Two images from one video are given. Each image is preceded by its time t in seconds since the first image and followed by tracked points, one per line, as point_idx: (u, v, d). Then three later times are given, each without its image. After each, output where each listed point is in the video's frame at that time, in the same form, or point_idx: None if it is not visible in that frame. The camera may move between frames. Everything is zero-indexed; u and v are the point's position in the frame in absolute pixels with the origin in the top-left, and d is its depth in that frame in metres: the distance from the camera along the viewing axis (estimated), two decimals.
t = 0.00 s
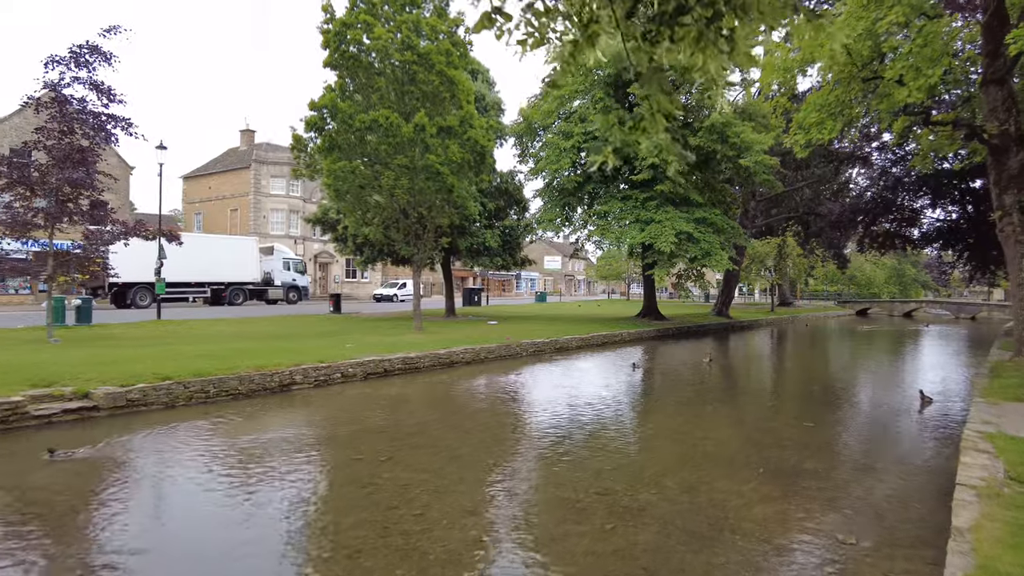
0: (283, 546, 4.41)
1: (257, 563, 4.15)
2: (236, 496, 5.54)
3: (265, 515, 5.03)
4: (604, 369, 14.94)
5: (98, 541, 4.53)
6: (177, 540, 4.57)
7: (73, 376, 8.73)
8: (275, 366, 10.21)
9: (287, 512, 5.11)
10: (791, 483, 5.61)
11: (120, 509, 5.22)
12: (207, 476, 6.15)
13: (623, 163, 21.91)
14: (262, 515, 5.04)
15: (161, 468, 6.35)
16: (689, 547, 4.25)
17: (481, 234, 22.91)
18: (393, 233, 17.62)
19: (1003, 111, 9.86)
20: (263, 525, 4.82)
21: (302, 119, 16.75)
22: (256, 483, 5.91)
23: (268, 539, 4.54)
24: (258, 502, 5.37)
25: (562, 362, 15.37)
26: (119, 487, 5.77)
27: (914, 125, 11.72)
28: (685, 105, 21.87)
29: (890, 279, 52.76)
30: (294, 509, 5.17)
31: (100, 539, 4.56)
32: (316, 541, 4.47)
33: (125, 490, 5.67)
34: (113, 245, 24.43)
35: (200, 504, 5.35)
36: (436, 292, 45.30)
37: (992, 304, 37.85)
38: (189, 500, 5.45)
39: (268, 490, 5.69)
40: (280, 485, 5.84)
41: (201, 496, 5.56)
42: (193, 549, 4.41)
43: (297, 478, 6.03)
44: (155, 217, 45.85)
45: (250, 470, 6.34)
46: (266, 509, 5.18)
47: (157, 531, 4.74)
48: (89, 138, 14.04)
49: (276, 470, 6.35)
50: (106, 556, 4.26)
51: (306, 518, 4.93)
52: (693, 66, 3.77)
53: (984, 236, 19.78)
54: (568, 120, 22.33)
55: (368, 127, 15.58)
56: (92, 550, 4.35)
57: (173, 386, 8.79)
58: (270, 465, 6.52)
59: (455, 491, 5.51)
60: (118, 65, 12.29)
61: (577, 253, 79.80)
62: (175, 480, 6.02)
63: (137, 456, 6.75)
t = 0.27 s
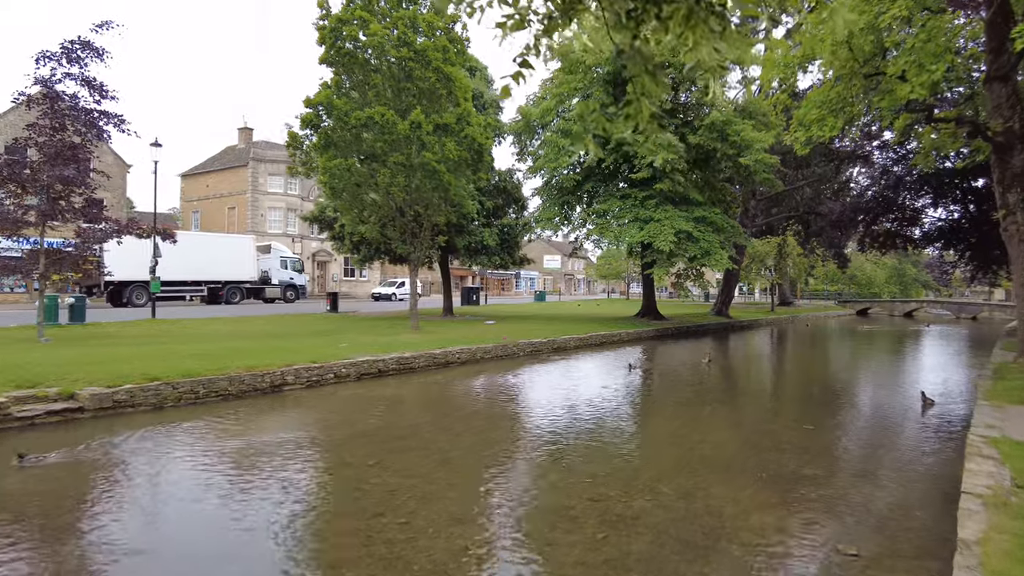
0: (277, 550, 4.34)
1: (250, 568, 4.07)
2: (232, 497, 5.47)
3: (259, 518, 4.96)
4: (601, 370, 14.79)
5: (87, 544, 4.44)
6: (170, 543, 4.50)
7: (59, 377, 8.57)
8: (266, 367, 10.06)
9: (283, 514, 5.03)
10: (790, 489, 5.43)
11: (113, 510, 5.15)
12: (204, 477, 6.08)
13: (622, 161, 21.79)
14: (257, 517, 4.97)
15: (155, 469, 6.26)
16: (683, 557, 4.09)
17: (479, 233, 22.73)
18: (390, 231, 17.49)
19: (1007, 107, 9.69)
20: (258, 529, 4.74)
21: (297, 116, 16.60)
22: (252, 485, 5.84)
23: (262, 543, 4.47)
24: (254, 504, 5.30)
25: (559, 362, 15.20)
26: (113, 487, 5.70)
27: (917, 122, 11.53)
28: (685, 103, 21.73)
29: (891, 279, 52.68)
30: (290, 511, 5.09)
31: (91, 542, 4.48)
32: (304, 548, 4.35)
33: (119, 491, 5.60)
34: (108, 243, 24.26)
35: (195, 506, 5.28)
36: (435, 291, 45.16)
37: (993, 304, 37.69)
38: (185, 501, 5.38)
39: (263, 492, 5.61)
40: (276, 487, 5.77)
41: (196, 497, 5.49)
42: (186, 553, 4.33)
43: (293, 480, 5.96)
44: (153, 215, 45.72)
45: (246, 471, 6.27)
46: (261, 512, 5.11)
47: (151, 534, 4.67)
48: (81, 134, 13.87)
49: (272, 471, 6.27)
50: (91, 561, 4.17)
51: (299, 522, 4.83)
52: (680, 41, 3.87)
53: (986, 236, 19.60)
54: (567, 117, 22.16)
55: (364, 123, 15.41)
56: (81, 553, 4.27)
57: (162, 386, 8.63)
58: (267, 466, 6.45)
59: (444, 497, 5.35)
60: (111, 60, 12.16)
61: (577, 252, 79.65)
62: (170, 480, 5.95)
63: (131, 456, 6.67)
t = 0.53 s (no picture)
0: (273, 550, 4.27)
1: (247, 568, 4.00)
2: (230, 497, 5.41)
3: (255, 518, 4.89)
4: (599, 369, 14.63)
5: (79, 543, 4.37)
6: (166, 543, 4.43)
7: (44, 377, 8.42)
8: (256, 366, 9.91)
9: (280, 514, 4.97)
10: (786, 493, 5.28)
11: (109, 509, 5.08)
12: (201, 476, 6.02)
13: (621, 159, 21.65)
14: (255, 516, 4.90)
15: (149, 469, 6.18)
16: (675, 566, 3.93)
17: (477, 231, 22.57)
18: (386, 230, 17.34)
19: (1010, 104, 9.52)
20: (254, 529, 4.67)
21: (293, 113, 16.45)
22: (250, 484, 5.78)
23: (258, 543, 4.40)
24: (251, 503, 5.23)
25: (556, 361, 15.05)
26: (108, 486, 5.63)
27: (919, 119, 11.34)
28: (684, 101, 21.58)
29: (891, 278, 52.59)
30: (287, 512, 5.03)
31: (85, 540, 4.42)
32: (292, 552, 4.23)
33: (115, 489, 5.54)
34: (103, 241, 24.11)
35: (192, 505, 5.21)
36: (434, 290, 45.03)
37: (994, 304, 37.56)
38: (182, 500, 5.32)
39: (260, 491, 5.55)
40: (274, 487, 5.71)
41: (193, 497, 5.42)
42: (182, 552, 4.27)
43: (291, 480, 5.90)
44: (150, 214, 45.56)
45: (244, 471, 6.21)
46: (259, 511, 5.05)
47: (147, 533, 4.61)
48: (72, 131, 13.70)
49: (270, 471, 6.21)
50: (79, 562, 4.07)
51: (293, 524, 4.74)
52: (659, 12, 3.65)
53: (987, 235, 19.41)
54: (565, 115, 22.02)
55: (359, 120, 15.27)
56: (73, 552, 4.19)
57: (149, 386, 8.47)
58: (264, 466, 6.38)
59: (432, 501, 5.19)
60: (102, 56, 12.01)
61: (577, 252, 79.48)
62: (167, 479, 5.88)
63: (127, 455, 6.60)
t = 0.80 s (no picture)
0: (268, 551, 4.21)
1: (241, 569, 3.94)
2: (227, 496, 5.36)
3: (251, 517, 4.83)
4: (596, 369, 14.45)
5: (70, 544, 4.30)
6: (161, 543, 4.38)
7: (27, 378, 8.25)
8: (246, 367, 9.75)
9: (278, 513, 4.91)
10: (783, 497, 5.11)
11: (103, 509, 5.02)
12: (198, 475, 5.96)
13: (619, 158, 21.47)
14: (250, 516, 4.85)
15: (144, 469, 6.12)
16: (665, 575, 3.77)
17: (474, 231, 22.38)
18: (381, 229, 17.17)
19: (1011, 98, 9.36)
20: (249, 529, 4.61)
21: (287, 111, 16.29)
22: (248, 484, 5.72)
23: (255, 543, 4.35)
24: (248, 502, 5.18)
25: (552, 362, 14.87)
26: (103, 486, 5.57)
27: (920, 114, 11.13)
28: (683, 99, 21.40)
29: (891, 277, 52.45)
30: (283, 511, 4.97)
31: (78, 542, 4.36)
32: (280, 554, 4.15)
33: (110, 490, 5.48)
34: (98, 241, 23.95)
35: (189, 504, 5.16)
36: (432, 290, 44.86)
37: (995, 303, 37.38)
38: (178, 499, 5.26)
39: (258, 491, 5.50)
40: (270, 486, 5.66)
41: (190, 496, 5.37)
42: (176, 552, 4.21)
43: (288, 478, 5.84)
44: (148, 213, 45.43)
45: (240, 470, 6.15)
46: (256, 511, 5.00)
47: (142, 533, 4.55)
48: (62, 129, 13.54)
49: (267, 471, 6.15)
50: (59, 566, 3.96)
51: (287, 524, 4.67)
52: None
53: (988, 234, 19.20)
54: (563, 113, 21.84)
55: (353, 118, 15.09)
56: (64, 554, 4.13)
57: (135, 388, 8.31)
58: (262, 465, 6.32)
59: (416, 507, 5.01)
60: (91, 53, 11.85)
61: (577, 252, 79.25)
62: (164, 479, 5.83)
63: (123, 455, 6.54)
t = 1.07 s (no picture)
0: (268, 552, 4.18)
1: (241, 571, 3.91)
2: (226, 496, 5.32)
3: (251, 518, 4.80)
4: (595, 370, 14.29)
5: (65, 546, 4.25)
6: (160, 544, 4.34)
7: (13, 381, 8.12)
8: (238, 369, 9.62)
9: (278, 514, 4.88)
10: (781, 505, 4.96)
11: (102, 510, 4.98)
12: (197, 475, 5.92)
13: (619, 157, 21.31)
14: (250, 517, 4.81)
15: (142, 469, 6.07)
16: None
17: (473, 231, 22.22)
18: (379, 229, 17.04)
19: (1017, 94, 9.07)
20: (249, 529, 4.57)
21: (283, 110, 16.17)
22: (247, 484, 5.68)
23: (255, 544, 4.32)
24: (248, 503, 5.15)
25: (551, 363, 14.72)
26: (101, 486, 5.53)
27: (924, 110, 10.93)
28: (684, 97, 21.23)
29: (894, 277, 52.26)
30: (281, 511, 4.94)
31: (75, 542, 4.32)
32: (277, 556, 4.10)
33: (109, 490, 5.44)
34: (96, 241, 23.88)
35: (188, 504, 5.12)
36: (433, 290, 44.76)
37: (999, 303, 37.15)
38: (177, 499, 5.23)
39: (258, 491, 5.46)
40: (269, 486, 5.61)
41: (189, 496, 5.33)
42: (175, 554, 4.17)
43: (288, 478, 5.80)
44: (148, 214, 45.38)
45: (240, 470, 6.11)
46: (253, 511, 4.96)
47: (142, 534, 4.51)
48: (55, 129, 13.42)
49: (266, 471, 6.11)
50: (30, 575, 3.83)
51: (285, 525, 4.63)
52: None
53: (993, 233, 18.97)
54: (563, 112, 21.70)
55: (350, 116, 14.95)
56: (59, 556, 4.07)
57: (123, 390, 8.17)
58: (261, 465, 6.29)
59: (400, 515, 4.83)
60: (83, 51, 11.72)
61: (579, 251, 79.09)
62: (162, 479, 5.79)
63: (121, 456, 6.50)
